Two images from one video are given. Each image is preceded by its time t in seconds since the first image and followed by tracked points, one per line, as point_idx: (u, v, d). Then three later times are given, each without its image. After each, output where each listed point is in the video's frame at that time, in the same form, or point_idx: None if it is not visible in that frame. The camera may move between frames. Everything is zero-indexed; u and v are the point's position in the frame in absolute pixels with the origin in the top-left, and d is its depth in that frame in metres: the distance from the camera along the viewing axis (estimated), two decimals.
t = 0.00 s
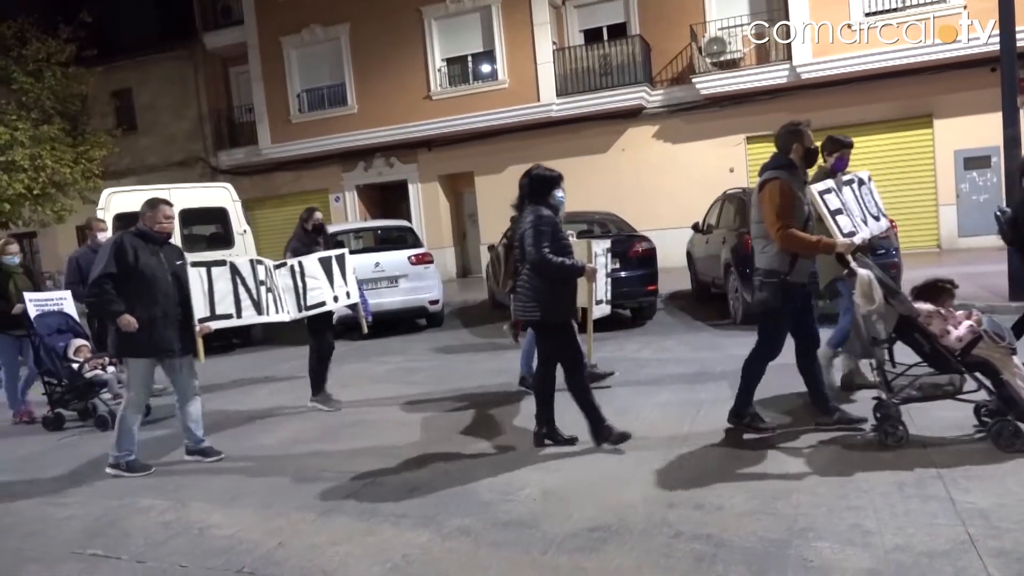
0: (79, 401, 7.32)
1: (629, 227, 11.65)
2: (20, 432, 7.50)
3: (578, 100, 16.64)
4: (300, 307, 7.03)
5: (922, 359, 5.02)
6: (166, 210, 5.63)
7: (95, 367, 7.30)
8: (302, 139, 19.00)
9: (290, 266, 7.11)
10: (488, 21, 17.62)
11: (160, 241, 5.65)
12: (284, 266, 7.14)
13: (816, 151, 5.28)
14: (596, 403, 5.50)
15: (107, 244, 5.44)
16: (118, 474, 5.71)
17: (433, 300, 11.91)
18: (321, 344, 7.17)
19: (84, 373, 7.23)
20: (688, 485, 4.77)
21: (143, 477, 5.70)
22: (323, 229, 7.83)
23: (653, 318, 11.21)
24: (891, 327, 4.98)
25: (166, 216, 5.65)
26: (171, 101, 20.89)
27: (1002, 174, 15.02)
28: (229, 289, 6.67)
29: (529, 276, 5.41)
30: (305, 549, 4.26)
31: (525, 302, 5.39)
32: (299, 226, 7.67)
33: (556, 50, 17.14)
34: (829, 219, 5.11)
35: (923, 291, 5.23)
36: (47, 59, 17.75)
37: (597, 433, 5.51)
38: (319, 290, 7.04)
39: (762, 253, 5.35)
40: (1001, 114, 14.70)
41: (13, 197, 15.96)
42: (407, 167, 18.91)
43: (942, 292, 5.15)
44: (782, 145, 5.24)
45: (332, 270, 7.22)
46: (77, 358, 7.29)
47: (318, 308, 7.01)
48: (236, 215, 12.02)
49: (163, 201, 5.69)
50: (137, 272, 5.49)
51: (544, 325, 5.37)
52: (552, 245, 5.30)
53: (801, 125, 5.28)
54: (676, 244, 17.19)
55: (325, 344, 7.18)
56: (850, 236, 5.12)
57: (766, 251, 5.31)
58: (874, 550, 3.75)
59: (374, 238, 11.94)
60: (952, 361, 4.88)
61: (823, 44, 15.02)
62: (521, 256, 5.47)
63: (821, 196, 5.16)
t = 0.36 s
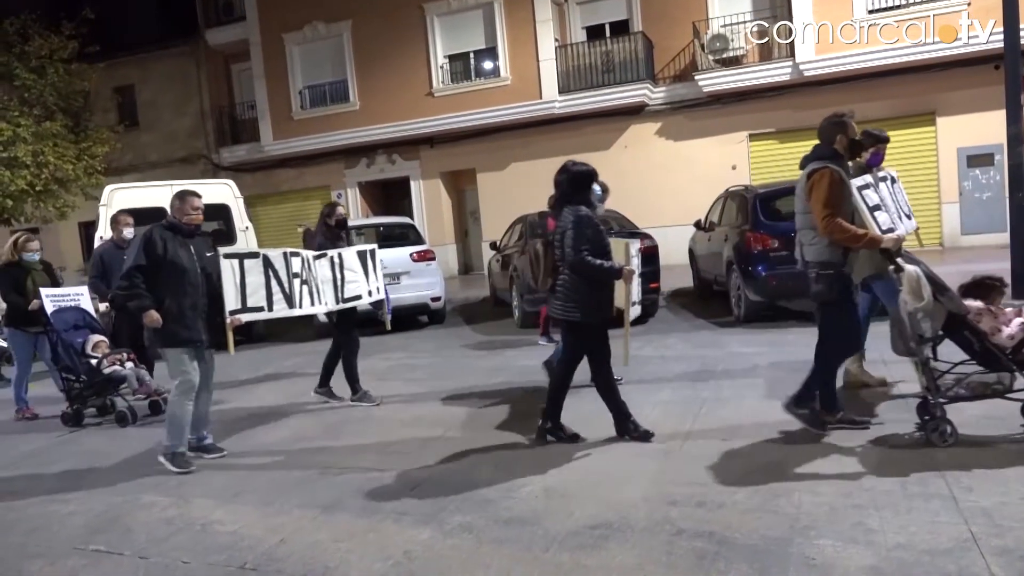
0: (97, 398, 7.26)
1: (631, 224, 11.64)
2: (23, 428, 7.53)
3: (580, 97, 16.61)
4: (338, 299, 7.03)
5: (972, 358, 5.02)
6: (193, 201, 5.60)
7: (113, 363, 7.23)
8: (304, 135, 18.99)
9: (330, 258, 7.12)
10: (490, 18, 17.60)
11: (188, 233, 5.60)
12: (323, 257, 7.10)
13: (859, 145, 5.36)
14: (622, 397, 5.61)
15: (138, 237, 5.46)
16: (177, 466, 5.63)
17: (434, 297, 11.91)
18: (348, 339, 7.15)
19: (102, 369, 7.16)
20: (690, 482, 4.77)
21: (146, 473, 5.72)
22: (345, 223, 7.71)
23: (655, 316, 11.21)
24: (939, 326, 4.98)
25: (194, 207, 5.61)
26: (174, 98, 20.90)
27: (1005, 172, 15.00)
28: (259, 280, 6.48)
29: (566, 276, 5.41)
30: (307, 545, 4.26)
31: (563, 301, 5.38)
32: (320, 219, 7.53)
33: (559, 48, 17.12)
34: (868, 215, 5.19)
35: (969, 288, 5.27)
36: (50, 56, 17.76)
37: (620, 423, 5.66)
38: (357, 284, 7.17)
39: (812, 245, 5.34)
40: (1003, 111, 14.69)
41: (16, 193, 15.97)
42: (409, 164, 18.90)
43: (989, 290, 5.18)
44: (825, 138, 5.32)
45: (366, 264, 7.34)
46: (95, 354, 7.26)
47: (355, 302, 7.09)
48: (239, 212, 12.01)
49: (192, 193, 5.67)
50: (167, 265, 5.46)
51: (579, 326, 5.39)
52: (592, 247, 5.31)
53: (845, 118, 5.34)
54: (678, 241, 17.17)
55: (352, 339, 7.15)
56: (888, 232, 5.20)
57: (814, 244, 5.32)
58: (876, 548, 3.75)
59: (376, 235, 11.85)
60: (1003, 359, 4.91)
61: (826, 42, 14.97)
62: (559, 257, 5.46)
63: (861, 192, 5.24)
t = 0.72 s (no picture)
0: (119, 393, 7.23)
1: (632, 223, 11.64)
2: (25, 425, 7.55)
3: (582, 95, 16.59)
4: (376, 293, 7.16)
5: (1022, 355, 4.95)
6: (216, 198, 5.49)
7: (131, 360, 7.25)
8: (306, 132, 18.97)
9: (368, 251, 7.32)
10: (492, 15, 17.59)
11: (214, 231, 5.52)
12: (363, 251, 7.29)
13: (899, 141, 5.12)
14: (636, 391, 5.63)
15: (161, 236, 5.36)
16: (228, 468, 5.59)
17: (436, 295, 11.92)
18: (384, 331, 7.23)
19: (120, 365, 7.18)
20: (690, 481, 4.77)
21: (147, 471, 5.73)
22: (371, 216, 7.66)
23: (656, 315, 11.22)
24: (990, 323, 4.90)
25: (217, 203, 5.50)
26: (175, 94, 20.90)
27: (1007, 171, 14.99)
28: (287, 281, 6.59)
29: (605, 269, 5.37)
30: (308, 543, 4.27)
31: (600, 294, 5.36)
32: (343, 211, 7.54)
33: (561, 45, 17.09)
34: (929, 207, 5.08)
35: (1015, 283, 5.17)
36: (52, 53, 17.75)
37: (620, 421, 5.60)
38: (390, 279, 7.41)
39: (857, 244, 5.11)
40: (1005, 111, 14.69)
41: (18, 190, 15.99)
42: (410, 161, 18.90)
43: None
44: (862, 134, 5.09)
45: (395, 259, 7.59)
46: (112, 351, 7.26)
47: (390, 296, 7.31)
48: (241, 209, 12.00)
49: (213, 189, 5.56)
50: (193, 263, 5.37)
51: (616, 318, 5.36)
52: (633, 238, 5.27)
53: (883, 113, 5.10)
54: (679, 240, 17.19)
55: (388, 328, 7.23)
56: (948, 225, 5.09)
57: (861, 243, 5.09)
58: (877, 547, 3.75)
59: (378, 233, 11.90)
60: None
61: (828, 41, 14.95)
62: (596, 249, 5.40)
63: (919, 183, 5.13)
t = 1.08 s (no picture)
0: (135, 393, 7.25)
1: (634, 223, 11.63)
2: (29, 424, 7.57)
3: (583, 95, 16.60)
4: (391, 293, 7.15)
5: None
6: (247, 191, 5.44)
7: (149, 357, 7.25)
8: (308, 131, 18.98)
9: (383, 250, 7.27)
10: (494, 15, 17.59)
11: (243, 224, 5.48)
12: (377, 250, 7.24)
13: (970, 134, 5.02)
14: (696, 386, 5.52)
15: (192, 228, 5.28)
16: (228, 467, 5.59)
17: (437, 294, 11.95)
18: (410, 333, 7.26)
19: (139, 363, 7.17)
20: (692, 480, 4.77)
21: (149, 469, 5.74)
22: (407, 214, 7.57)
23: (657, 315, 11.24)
24: None
25: (247, 196, 5.45)
26: (177, 94, 20.93)
27: (1010, 171, 14.97)
28: (315, 276, 6.68)
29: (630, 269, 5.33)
30: (311, 541, 4.28)
31: (623, 295, 5.33)
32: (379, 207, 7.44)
33: (563, 45, 17.08)
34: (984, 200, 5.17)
35: None
36: (54, 52, 17.76)
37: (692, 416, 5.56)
38: (406, 279, 7.26)
39: (919, 240, 5.08)
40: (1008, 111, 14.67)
41: (20, 188, 15.99)
42: (412, 161, 18.91)
43: None
44: (930, 127, 5.05)
45: (415, 259, 7.48)
46: (130, 348, 7.25)
47: (405, 297, 7.19)
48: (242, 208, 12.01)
49: (242, 181, 5.49)
50: (224, 258, 5.34)
51: (642, 318, 5.32)
52: (658, 234, 5.20)
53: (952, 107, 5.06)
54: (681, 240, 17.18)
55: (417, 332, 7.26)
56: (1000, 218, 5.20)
57: (923, 240, 5.05)
58: (878, 547, 3.76)
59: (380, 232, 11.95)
60: None
61: (830, 40, 14.94)
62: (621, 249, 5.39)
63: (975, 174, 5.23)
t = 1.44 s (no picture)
0: (154, 391, 7.33)
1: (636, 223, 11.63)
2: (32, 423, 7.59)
3: (586, 95, 16.61)
4: (414, 293, 7.06)
5: None
6: (284, 190, 5.49)
7: (170, 356, 7.29)
8: (311, 131, 18.99)
9: (404, 250, 7.11)
10: (496, 15, 17.60)
11: (281, 223, 5.52)
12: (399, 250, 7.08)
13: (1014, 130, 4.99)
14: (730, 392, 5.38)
15: (233, 228, 5.31)
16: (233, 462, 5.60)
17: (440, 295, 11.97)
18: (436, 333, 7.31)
19: (160, 362, 7.19)
20: (695, 482, 4.76)
21: (151, 468, 5.75)
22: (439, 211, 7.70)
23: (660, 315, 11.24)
24: None
25: (285, 195, 5.51)
26: (180, 93, 20.95)
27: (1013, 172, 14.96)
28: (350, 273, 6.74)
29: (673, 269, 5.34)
30: (313, 541, 4.28)
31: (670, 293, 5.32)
32: (411, 206, 7.52)
33: (565, 45, 17.07)
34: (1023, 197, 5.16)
35: None
36: (58, 52, 17.80)
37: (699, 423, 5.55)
38: (429, 278, 7.16)
39: (954, 241, 5.08)
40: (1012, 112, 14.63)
41: (23, 187, 16.01)
42: (415, 161, 18.92)
43: None
44: (977, 123, 4.97)
45: (437, 257, 7.36)
46: (150, 347, 7.27)
47: (428, 296, 7.13)
48: (245, 208, 12.01)
49: (280, 181, 5.55)
50: (265, 255, 5.36)
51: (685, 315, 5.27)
52: (700, 233, 5.19)
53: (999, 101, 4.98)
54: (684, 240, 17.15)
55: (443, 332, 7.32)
56: None
57: (962, 240, 5.03)
58: (881, 549, 3.75)
59: (382, 232, 11.97)
60: None
61: (833, 41, 14.93)
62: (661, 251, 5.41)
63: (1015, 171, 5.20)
